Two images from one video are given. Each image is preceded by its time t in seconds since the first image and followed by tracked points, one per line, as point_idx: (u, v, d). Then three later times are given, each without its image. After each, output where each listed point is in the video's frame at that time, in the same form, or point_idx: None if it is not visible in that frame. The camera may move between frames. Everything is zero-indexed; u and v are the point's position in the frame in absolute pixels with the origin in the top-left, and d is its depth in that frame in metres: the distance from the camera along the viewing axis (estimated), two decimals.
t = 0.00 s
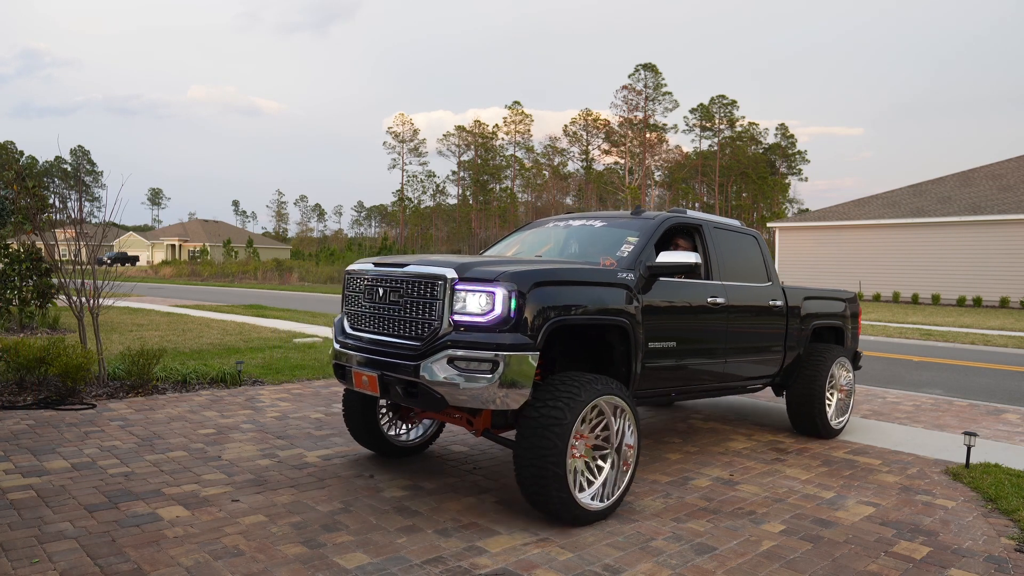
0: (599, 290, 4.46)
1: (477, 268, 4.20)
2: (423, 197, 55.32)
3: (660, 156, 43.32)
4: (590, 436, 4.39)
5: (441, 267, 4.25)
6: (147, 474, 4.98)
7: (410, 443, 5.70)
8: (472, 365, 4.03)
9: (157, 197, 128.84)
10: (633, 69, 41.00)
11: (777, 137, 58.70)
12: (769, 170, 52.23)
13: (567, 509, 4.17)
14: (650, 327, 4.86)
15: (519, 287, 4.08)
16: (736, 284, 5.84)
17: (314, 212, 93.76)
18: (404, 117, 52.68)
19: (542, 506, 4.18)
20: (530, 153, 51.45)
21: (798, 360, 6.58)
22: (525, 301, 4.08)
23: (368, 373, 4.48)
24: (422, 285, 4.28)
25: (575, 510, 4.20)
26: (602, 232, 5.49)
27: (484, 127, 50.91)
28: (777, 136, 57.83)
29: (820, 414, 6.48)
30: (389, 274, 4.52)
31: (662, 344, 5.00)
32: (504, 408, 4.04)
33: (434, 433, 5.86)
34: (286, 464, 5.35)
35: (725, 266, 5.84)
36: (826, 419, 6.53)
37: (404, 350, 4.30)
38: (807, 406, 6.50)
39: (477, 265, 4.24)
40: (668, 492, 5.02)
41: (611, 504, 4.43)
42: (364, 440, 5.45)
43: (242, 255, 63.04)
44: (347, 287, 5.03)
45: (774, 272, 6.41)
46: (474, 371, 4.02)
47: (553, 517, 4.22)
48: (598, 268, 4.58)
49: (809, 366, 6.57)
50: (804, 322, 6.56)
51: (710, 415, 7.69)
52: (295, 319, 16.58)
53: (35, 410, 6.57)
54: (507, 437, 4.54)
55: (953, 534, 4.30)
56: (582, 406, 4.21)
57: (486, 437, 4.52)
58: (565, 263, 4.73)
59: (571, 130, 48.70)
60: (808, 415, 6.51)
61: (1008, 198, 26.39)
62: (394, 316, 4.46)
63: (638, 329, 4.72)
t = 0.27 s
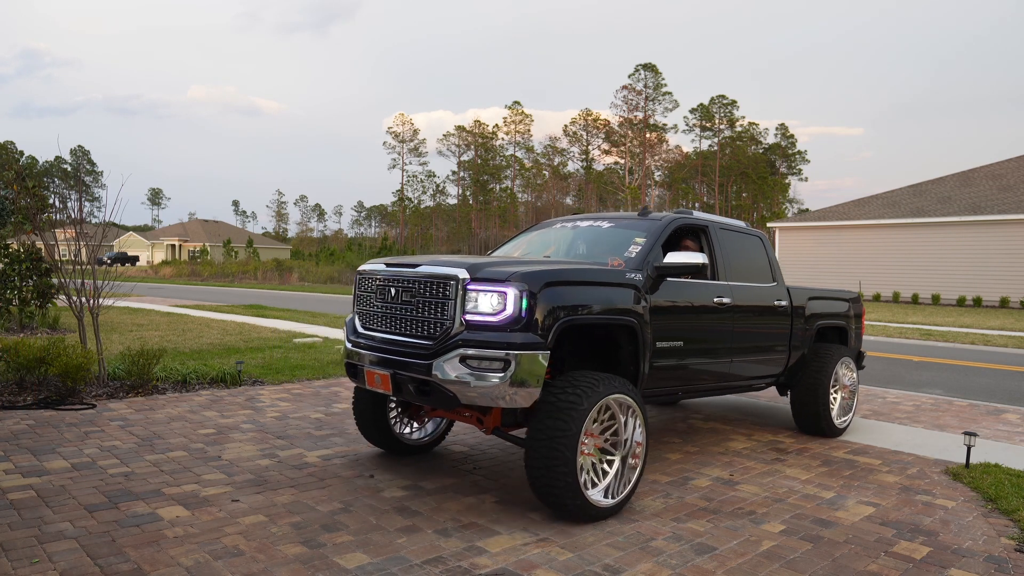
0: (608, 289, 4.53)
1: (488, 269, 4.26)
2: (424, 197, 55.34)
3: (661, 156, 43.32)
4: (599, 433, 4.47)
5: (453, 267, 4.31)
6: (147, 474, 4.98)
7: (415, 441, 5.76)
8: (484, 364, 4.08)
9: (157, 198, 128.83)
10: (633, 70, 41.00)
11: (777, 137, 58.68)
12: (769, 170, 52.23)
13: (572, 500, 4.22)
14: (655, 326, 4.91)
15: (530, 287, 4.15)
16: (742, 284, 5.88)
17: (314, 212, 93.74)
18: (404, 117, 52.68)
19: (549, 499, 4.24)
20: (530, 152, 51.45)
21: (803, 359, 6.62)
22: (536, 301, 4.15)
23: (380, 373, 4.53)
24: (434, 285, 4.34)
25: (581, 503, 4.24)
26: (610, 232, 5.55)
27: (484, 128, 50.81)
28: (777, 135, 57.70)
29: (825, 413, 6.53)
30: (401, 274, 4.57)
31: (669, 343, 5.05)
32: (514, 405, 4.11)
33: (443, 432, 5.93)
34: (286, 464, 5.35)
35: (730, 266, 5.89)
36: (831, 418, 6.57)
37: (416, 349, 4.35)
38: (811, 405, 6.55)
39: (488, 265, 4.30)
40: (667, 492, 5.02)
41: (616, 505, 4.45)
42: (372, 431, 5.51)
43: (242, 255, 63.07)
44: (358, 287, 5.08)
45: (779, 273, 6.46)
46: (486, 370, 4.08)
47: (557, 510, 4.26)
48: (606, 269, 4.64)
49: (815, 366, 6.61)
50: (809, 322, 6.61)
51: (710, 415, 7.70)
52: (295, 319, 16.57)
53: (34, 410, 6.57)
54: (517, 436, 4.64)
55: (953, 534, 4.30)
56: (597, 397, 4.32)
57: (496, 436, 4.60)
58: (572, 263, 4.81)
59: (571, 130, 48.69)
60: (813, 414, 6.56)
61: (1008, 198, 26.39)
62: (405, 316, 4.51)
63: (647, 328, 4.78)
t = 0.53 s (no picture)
0: (617, 289, 4.59)
1: (500, 269, 4.33)
2: (424, 197, 55.35)
3: (661, 156, 43.32)
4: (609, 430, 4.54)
5: (466, 268, 4.37)
6: (147, 474, 4.98)
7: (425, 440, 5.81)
8: (495, 363, 4.15)
9: (157, 198, 128.81)
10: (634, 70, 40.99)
11: (777, 137, 58.69)
12: (769, 170, 52.24)
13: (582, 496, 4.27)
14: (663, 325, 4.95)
15: (542, 287, 4.22)
16: (747, 284, 5.95)
17: (314, 212, 93.72)
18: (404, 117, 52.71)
19: (558, 493, 4.29)
20: (530, 153, 51.45)
21: (807, 359, 6.67)
22: (548, 301, 4.21)
23: (393, 371, 4.59)
24: (447, 285, 4.41)
25: (590, 499, 4.29)
26: (617, 233, 5.62)
27: (484, 128, 51.10)
28: (777, 136, 57.71)
29: (829, 413, 6.58)
30: (414, 274, 4.64)
31: (676, 342, 5.11)
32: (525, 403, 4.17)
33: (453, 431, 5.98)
34: (286, 464, 5.35)
35: (736, 266, 5.95)
36: (835, 417, 6.62)
37: (429, 347, 4.41)
38: (815, 404, 6.59)
39: (500, 266, 4.37)
40: (667, 492, 5.02)
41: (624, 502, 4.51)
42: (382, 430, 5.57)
43: (242, 255, 63.10)
44: (370, 288, 5.14)
45: (784, 273, 6.51)
46: (498, 368, 4.14)
47: (565, 505, 4.31)
48: (615, 269, 4.70)
49: (819, 366, 6.67)
50: (814, 323, 6.65)
51: (710, 415, 7.70)
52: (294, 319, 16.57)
53: (34, 411, 6.57)
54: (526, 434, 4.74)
55: (953, 534, 4.30)
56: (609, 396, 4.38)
57: (507, 434, 4.70)
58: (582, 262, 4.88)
59: (571, 130, 48.69)
60: (818, 413, 6.61)
61: (1008, 198, 26.39)
62: (418, 315, 4.57)
63: (655, 329, 4.84)
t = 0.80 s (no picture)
0: (628, 289, 4.65)
1: (514, 270, 4.39)
2: (423, 197, 55.37)
3: (661, 156, 43.32)
4: (622, 430, 4.62)
5: (479, 269, 4.44)
6: (147, 474, 4.98)
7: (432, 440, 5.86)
8: (509, 362, 4.22)
9: (157, 198, 128.80)
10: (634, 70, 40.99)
11: (777, 137, 58.67)
12: (769, 170, 52.24)
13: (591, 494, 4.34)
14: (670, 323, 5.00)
15: (554, 287, 4.28)
16: (754, 283, 6.02)
17: (314, 212, 93.73)
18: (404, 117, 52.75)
19: (568, 489, 4.38)
20: (530, 152, 51.45)
21: (813, 358, 6.73)
22: (560, 301, 4.27)
23: (406, 370, 4.65)
24: (461, 286, 4.48)
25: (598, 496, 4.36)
26: (627, 234, 5.71)
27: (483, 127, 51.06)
28: (777, 136, 57.72)
29: (834, 411, 6.66)
30: (427, 275, 4.70)
31: (686, 341, 5.17)
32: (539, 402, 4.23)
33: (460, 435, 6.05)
34: (286, 464, 5.35)
35: (743, 267, 6.03)
36: (840, 415, 6.70)
37: (443, 347, 4.47)
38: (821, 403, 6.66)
39: (513, 266, 4.44)
40: (667, 492, 5.02)
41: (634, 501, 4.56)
42: (392, 427, 5.65)
43: (243, 255, 63.13)
44: (383, 288, 5.20)
45: (789, 273, 6.57)
46: (512, 367, 4.21)
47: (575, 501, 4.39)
48: (625, 269, 4.77)
49: (825, 365, 6.74)
50: (819, 322, 6.69)
51: (710, 414, 7.70)
52: (294, 319, 16.56)
53: (34, 410, 6.57)
54: (539, 432, 4.83)
55: (953, 534, 4.29)
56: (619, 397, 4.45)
57: (519, 432, 4.81)
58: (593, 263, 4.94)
59: (571, 130, 48.69)
60: (824, 411, 6.68)
61: (1008, 199, 26.39)
62: (432, 315, 4.63)
63: (665, 328, 4.90)
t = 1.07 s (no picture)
0: (637, 289, 4.73)
1: (525, 270, 4.47)
2: (423, 197, 55.39)
3: (661, 156, 43.32)
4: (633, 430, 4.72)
5: (491, 269, 4.51)
6: (147, 474, 4.98)
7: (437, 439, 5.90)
8: (522, 360, 4.29)
9: (157, 198, 128.79)
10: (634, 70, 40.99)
11: (777, 137, 58.61)
12: (768, 170, 52.23)
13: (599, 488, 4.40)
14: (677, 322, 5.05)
15: (565, 287, 4.35)
16: (760, 283, 6.09)
17: (314, 212, 93.69)
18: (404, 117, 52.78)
19: (573, 473, 4.42)
20: (530, 153, 51.45)
21: (818, 356, 6.78)
22: (571, 301, 4.35)
23: (419, 368, 4.73)
24: (472, 286, 4.55)
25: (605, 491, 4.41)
26: (635, 235, 5.78)
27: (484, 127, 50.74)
28: (777, 136, 57.71)
29: (839, 410, 6.72)
30: (439, 276, 4.78)
31: (694, 341, 5.24)
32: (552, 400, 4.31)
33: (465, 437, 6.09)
34: (286, 464, 5.35)
35: (749, 267, 6.10)
36: (844, 413, 6.76)
37: (456, 346, 4.55)
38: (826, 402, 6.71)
39: (525, 267, 4.51)
40: (667, 492, 5.02)
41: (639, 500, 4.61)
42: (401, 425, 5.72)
43: (243, 256, 63.13)
44: (394, 288, 5.28)
45: (794, 274, 6.62)
46: (524, 366, 4.28)
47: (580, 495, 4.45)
48: (634, 269, 4.83)
49: (829, 363, 6.80)
50: (823, 322, 6.73)
51: (710, 415, 7.70)
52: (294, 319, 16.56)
53: (34, 410, 6.57)
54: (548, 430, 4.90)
55: (953, 534, 4.29)
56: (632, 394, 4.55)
57: (529, 430, 4.90)
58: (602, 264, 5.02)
59: (571, 130, 48.68)
60: (828, 409, 6.74)
61: (1008, 199, 26.38)
62: (444, 315, 4.71)
63: (673, 328, 4.98)
